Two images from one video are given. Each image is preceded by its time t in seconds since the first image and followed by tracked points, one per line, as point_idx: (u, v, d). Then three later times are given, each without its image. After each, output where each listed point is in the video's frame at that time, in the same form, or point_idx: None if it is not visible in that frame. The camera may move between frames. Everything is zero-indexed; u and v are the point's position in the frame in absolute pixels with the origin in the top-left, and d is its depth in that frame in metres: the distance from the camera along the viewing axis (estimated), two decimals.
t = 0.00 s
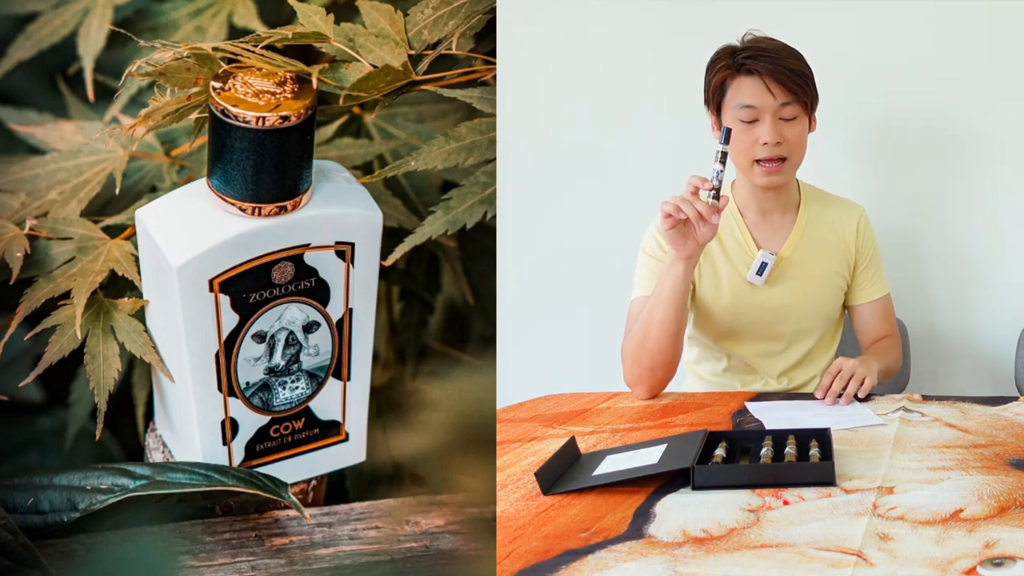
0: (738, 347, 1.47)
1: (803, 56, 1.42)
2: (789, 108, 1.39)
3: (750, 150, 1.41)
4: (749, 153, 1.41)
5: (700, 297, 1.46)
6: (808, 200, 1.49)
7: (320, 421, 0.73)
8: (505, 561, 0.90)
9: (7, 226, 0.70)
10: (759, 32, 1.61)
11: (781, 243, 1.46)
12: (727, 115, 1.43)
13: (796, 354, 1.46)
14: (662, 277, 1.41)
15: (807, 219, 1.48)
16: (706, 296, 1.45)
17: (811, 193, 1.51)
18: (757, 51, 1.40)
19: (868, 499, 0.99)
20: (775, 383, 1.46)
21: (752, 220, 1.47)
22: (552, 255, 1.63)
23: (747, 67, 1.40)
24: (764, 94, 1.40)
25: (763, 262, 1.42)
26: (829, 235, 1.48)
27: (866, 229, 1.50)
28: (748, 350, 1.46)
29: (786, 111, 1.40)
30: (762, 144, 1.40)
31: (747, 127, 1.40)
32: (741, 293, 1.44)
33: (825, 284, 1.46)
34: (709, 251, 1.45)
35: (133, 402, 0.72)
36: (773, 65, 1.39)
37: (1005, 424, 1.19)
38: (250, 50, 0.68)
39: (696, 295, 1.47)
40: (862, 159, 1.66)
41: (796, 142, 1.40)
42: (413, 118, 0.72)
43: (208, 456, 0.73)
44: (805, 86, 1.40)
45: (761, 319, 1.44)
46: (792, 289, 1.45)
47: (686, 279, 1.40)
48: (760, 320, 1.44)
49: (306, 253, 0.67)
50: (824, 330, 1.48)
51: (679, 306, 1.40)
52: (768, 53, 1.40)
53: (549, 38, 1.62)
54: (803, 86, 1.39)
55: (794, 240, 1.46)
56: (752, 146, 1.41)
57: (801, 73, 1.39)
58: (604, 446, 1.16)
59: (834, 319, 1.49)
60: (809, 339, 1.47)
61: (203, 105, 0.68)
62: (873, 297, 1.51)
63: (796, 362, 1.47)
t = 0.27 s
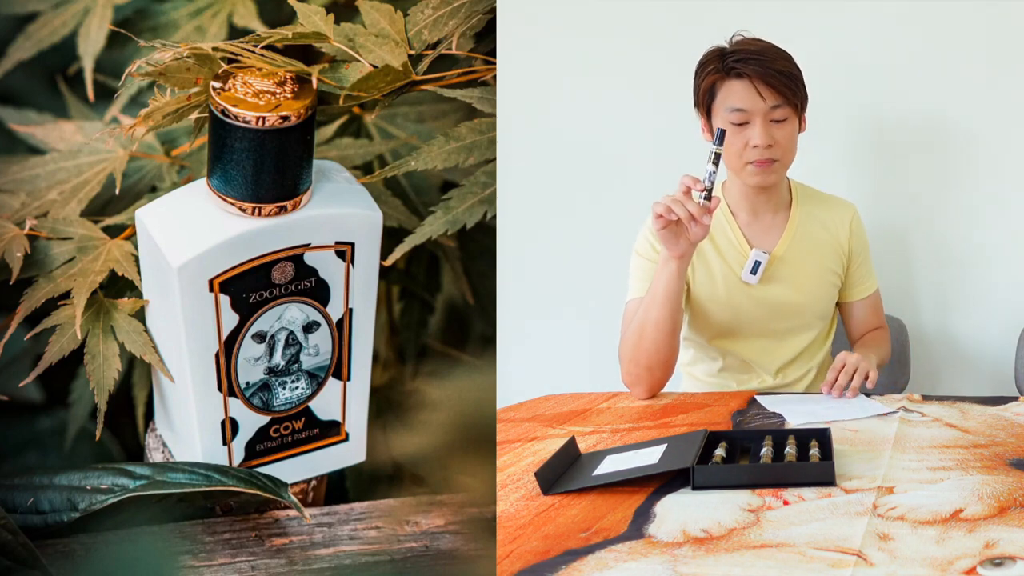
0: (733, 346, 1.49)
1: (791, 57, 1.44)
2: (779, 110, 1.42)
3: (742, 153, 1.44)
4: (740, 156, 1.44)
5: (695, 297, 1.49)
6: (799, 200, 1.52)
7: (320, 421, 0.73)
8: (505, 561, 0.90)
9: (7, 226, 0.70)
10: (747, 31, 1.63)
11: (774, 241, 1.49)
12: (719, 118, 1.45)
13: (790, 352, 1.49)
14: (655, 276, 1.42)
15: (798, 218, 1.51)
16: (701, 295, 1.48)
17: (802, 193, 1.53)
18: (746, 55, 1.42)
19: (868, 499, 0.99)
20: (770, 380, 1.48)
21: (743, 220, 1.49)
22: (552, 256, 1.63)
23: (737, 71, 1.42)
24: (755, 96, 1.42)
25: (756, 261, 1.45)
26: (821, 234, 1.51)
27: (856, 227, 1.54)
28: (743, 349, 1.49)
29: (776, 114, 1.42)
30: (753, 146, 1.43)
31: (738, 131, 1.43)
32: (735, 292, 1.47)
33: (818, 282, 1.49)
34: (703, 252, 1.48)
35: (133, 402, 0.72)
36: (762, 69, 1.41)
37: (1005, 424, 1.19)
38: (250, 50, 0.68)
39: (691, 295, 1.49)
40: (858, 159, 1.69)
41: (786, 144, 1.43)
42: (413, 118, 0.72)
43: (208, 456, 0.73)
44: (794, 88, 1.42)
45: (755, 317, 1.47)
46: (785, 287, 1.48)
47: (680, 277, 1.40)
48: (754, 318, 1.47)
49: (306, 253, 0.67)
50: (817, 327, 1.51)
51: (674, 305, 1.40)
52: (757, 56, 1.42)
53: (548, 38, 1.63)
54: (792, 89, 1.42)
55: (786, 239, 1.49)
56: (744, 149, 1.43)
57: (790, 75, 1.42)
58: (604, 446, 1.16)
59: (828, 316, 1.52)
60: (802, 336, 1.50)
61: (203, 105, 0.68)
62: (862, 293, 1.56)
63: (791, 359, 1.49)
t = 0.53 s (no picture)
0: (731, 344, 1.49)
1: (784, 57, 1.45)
2: (773, 110, 1.43)
3: (736, 153, 1.44)
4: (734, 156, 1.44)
5: (692, 295, 1.49)
6: (794, 197, 1.52)
7: (320, 421, 0.73)
8: (505, 562, 0.90)
9: (7, 226, 0.70)
10: (740, 32, 1.67)
11: (770, 238, 1.49)
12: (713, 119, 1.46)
13: (789, 348, 1.49)
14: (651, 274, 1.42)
15: (793, 214, 1.51)
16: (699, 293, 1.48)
17: (796, 190, 1.54)
18: (739, 56, 1.43)
19: (868, 499, 0.99)
20: (770, 377, 1.48)
21: (738, 218, 1.49)
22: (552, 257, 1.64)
23: (731, 72, 1.42)
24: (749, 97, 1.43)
25: (753, 257, 1.46)
26: (816, 230, 1.52)
27: (850, 223, 1.55)
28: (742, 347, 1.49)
29: (771, 114, 1.43)
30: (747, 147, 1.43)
31: (733, 132, 1.43)
32: (733, 289, 1.47)
33: (814, 277, 1.50)
34: (700, 251, 1.48)
35: (134, 402, 0.72)
36: (757, 69, 1.42)
37: (1005, 424, 1.19)
38: (250, 50, 0.68)
39: (689, 294, 1.49)
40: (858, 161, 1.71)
41: (780, 144, 1.43)
42: (412, 118, 0.72)
43: (208, 456, 0.73)
44: (788, 88, 1.43)
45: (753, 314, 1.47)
46: (782, 284, 1.48)
47: (676, 274, 1.41)
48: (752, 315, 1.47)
49: (306, 253, 0.67)
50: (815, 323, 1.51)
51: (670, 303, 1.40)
52: (750, 57, 1.43)
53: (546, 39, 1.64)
54: (785, 89, 1.42)
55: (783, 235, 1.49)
56: (739, 150, 1.44)
57: (783, 75, 1.42)
58: (604, 446, 1.16)
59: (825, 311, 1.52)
60: (801, 332, 1.50)
61: (203, 105, 0.68)
62: (855, 289, 1.57)
63: (789, 355, 1.49)
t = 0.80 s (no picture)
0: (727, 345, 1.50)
1: (775, 57, 1.44)
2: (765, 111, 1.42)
3: (730, 155, 1.44)
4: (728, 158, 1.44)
5: (688, 296, 1.49)
6: (789, 198, 1.53)
7: (320, 421, 0.73)
8: (505, 561, 0.90)
9: (7, 226, 0.70)
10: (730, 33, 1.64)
11: (765, 239, 1.50)
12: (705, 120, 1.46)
13: (785, 348, 1.49)
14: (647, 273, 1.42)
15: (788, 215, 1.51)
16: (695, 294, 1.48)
17: (791, 191, 1.54)
18: (729, 57, 1.43)
19: (868, 499, 0.99)
20: (766, 376, 1.48)
21: (733, 219, 1.50)
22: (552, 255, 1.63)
23: (721, 74, 1.42)
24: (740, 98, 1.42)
25: (748, 259, 1.46)
26: (811, 229, 1.52)
27: (846, 223, 1.55)
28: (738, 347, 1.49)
29: (763, 115, 1.42)
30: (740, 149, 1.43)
31: (725, 134, 1.43)
32: (729, 290, 1.47)
33: (810, 276, 1.50)
34: (695, 252, 1.48)
35: (134, 401, 0.72)
36: (747, 71, 1.41)
37: (1005, 424, 1.19)
38: (250, 50, 0.68)
39: (685, 295, 1.49)
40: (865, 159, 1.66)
41: (774, 144, 1.43)
42: (412, 118, 0.72)
43: (208, 456, 0.73)
44: (779, 89, 1.42)
45: (749, 314, 1.47)
46: (778, 284, 1.48)
47: (671, 271, 1.41)
48: (748, 315, 1.47)
49: (306, 253, 0.67)
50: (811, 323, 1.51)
51: (667, 301, 1.41)
52: (740, 59, 1.43)
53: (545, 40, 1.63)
54: (777, 89, 1.42)
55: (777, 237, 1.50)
56: (732, 152, 1.44)
57: (774, 75, 1.41)
58: (604, 446, 1.16)
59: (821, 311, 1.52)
60: (797, 332, 1.50)
61: (203, 105, 0.68)
62: (851, 289, 1.58)
63: (786, 355, 1.49)
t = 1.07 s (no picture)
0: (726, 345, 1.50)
1: (769, 58, 1.44)
2: (760, 112, 1.42)
3: (725, 157, 1.45)
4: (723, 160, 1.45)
5: (686, 297, 1.49)
6: (786, 199, 1.53)
7: (320, 421, 0.73)
8: (505, 561, 0.90)
9: (7, 226, 0.70)
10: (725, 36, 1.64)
11: (762, 239, 1.50)
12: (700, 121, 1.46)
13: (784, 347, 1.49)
14: (646, 272, 1.42)
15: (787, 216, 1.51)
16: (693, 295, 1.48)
17: (788, 192, 1.54)
18: (723, 59, 1.43)
19: (868, 499, 0.99)
20: (765, 376, 1.48)
21: (730, 220, 1.50)
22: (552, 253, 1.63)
23: (715, 76, 1.43)
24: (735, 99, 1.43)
25: (746, 259, 1.46)
26: (809, 230, 1.52)
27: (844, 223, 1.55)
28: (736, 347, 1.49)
29: (758, 116, 1.42)
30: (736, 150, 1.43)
31: (720, 135, 1.44)
32: (726, 290, 1.47)
33: (807, 276, 1.50)
34: (692, 253, 1.48)
35: (134, 402, 0.72)
36: (741, 72, 1.42)
37: (1005, 424, 1.19)
38: (250, 50, 0.68)
39: (684, 295, 1.49)
40: (865, 158, 1.66)
41: (769, 145, 1.43)
42: (413, 118, 0.72)
43: (208, 456, 0.73)
44: (775, 90, 1.43)
45: (748, 314, 1.47)
46: (775, 284, 1.48)
47: (669, 270, 1.41)
48: (747, 315, 1.47)
49: (306, 253, 0.67)
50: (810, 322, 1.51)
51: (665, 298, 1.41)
52: (735, 60, 1.43)
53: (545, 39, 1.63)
54: (772, 90, 1.42)
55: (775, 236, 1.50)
56: (727, 154, 1.44)
57: (768, 77, 1.42)
58: (604, 446, 1.16)
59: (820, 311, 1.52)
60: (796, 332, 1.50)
61: (203, 105, 0.68)
62: (848, 288, 1.58)
63: (784, 354, 1.49)
